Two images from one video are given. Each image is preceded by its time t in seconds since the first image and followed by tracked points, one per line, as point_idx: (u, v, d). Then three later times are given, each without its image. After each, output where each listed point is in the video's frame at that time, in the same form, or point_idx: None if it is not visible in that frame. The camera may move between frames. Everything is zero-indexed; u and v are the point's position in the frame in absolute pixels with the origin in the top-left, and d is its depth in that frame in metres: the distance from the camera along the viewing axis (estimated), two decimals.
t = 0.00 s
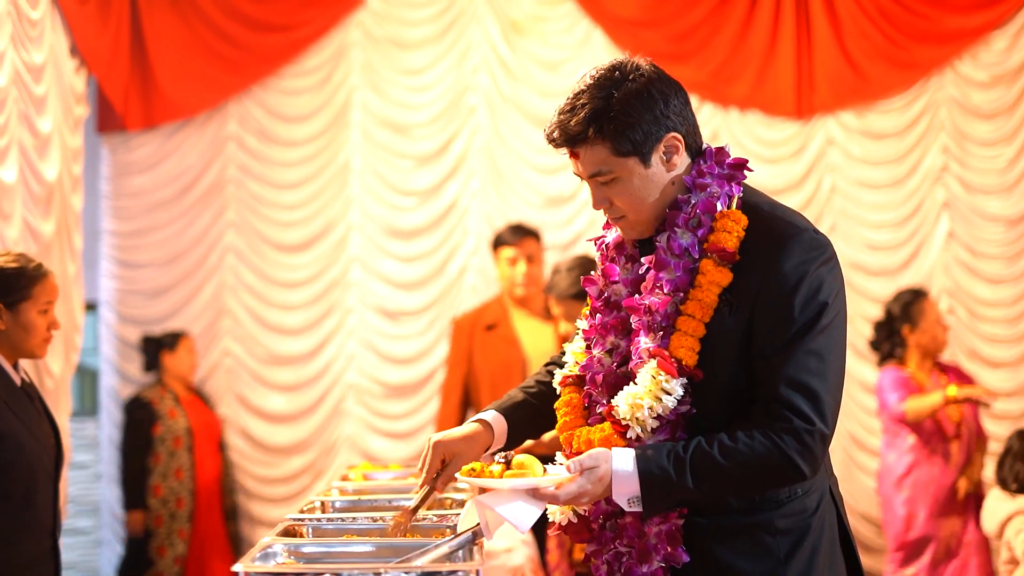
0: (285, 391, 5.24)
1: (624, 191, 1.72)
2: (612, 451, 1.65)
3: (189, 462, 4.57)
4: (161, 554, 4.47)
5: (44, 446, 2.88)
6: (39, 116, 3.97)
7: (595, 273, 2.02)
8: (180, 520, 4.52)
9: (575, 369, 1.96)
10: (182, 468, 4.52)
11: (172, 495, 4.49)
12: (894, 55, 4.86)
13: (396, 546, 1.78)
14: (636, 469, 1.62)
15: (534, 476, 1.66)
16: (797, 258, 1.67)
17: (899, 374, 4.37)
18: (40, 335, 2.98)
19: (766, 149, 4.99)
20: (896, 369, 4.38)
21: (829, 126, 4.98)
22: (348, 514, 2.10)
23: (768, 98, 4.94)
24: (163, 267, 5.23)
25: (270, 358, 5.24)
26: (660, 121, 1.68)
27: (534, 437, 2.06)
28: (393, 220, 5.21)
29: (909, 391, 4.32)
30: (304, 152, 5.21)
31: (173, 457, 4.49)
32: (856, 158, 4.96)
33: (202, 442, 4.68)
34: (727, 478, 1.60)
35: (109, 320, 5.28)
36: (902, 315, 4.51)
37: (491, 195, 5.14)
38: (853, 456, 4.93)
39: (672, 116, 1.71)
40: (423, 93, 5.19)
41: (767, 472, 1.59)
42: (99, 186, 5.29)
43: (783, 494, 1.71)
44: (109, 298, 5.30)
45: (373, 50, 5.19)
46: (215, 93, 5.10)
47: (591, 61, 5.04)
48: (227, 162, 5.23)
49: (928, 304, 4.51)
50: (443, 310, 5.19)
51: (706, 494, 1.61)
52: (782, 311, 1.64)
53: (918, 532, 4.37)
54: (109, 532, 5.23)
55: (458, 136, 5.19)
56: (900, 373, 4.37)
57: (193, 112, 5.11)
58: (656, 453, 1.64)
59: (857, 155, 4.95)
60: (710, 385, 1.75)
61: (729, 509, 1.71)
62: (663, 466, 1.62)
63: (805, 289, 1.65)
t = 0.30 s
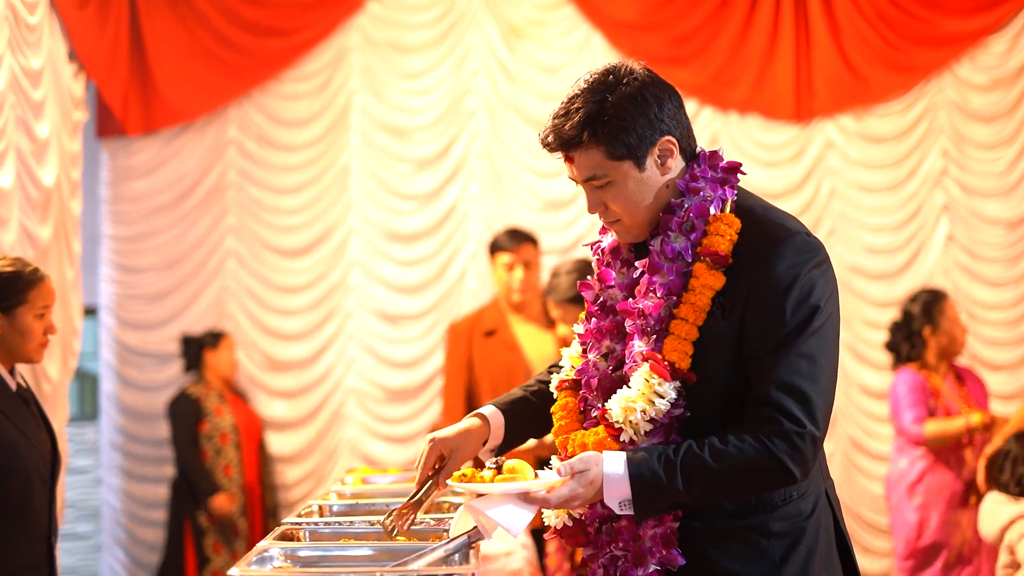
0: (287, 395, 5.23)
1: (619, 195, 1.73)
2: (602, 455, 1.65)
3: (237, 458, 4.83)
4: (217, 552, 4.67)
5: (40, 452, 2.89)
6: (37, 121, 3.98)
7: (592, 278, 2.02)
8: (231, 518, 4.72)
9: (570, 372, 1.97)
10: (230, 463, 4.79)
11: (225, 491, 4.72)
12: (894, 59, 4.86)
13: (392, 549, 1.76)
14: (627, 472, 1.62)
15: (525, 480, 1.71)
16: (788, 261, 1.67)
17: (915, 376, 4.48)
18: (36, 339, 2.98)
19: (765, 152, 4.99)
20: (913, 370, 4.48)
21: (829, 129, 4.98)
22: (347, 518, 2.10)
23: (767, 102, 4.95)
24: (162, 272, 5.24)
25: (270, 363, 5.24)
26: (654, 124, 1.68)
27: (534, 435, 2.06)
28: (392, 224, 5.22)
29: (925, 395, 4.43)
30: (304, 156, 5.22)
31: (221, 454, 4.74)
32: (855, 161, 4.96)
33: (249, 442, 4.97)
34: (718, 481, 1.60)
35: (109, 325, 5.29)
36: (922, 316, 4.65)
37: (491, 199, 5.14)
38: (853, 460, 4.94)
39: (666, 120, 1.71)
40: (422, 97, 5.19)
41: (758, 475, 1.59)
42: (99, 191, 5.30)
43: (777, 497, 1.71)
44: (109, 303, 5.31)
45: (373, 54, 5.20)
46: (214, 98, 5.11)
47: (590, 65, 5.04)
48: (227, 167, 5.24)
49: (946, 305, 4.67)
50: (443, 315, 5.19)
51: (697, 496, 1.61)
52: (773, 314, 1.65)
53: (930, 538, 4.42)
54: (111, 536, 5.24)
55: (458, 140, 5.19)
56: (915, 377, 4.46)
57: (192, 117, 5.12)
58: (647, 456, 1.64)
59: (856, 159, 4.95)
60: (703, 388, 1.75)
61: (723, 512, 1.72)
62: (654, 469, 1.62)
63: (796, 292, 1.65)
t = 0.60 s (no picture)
0: (287, 397, 5.23)
1: (608, 198, 1.73)
2: (592, 456, 1.65)
3: (252, 458, 4.75)
4: (224, 549, 4.61)
5: (35, 453, 2.89)
6: (32, 123, 3.99)
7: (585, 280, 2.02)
8: (241, 518, 4.65)
9: (563, 375, 1.98)
10: (245, 463, 4.70)
11: (237, 490, 4.65)
12: (891, 62, 4.87)
13: (386, 550, 1.77)
14: (617, 473, 1.63)
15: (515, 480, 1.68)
16: (779, 264, 1.68)
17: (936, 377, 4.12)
18: (31, 339, 2.99)
19: (762, 154, 4.99)
20: (934, 372, 4.11)
21: (826, 131, 4.98)
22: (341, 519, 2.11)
23: (765, 103, 4.94)
24: (160, 273, 5.24)
25: (269, 364, 5.23)
26: (642, 127, 1.69)
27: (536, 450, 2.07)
28: (390, 226, 5.22)
29: (945, 397, 4.09)
30: (303, 157, 5.22)
31: (236, 452, 4.67)
32: (853, 163, 4.96)
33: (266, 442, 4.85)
34: (707, 483, 1.61)
35: (107, 326, 5.29)
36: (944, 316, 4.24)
37: (489, 201, 5.15)
38: (850, 462, 4.95)
39: (655, 122, 1.71)
40: (420, 99, 5.20)
41: (748, 477, 1.60)
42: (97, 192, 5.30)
43: (770, 498, 1.71)
44: (106, 304, 5.31)
45: (371, 56, 5.21)
46: (212, 99, 5.11)
47: (588, 67, 5.05)
48: (225, 168, 5.24)
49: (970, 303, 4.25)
50: (441, 316, 5.20)
51: (687, 498, 1.62)
52: (763, 317, 1.65)
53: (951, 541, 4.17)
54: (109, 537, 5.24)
55: (456, 142, 5.19)
56: (936, 378, 4.10)
57: (190, 119, 5.12)
58: (637, 458, 1.65)
59: (853, 161, 4.96)
60: (695, 390, 1.75)
61: (716, 513, 1.72)
62: (643, 470, 1.63)
63: (787, 294, 1.65)
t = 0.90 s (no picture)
0: (286, 400, 5.22)
1: (604, 201, 1.74)
2: (588, 460, 1.66)
3: (255, 459, 4.75)
4: (228, 549, 4.63)
5: (33, 454, 2.89)
6: (30, 126, 4.00)
7: (582, 283, 2.02)
8: (241, 520, 4.64)
9: (559, 378, 1.98)
10: (248, 464, 4.71)
11: (238, 491, 4.65)
12: (891, 65, 4.87)
13: (384, 553, 1.77)
14: (613, 476, 1.64)
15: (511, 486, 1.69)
16: (774, 267, 1.68)
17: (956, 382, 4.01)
18: (29, 340, 2.99)
19: (761, 157, 4.98)
20: (954, 376, 4.01)
21: (826, 135, 4.98)
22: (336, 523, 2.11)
23: (765, 107, 4.94)
24: (160, 276, 5.25)
25: (268, 367, 5.23)
26: (637, 131, 1.69)
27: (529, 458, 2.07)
28: (390, 229, 5.22)
29: (965, 401, 3.97)
30: (303, 160, 5.22)
31: (241, 453, 4.67)
32: (852, 167, 4.97)
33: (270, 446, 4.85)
34: (703, 486, 1.61)
35: (106, 329, 5.29)
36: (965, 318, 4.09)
37: (488, 204, 5.15)
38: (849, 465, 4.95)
39: (650, 127, 1.72)
40: (420, 102, 5.20)
41: (743, 481, 1.60)
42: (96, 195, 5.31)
43: (767, 501, 1.71)
44: (106, 307, 5.31)
45: (370, 59, 5.21)
46: (211, 102, 5.11)
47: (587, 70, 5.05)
48: (224, 171, 5.25)
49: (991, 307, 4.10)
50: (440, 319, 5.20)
51: (682, 501, 1.62)
52: (759, 320, 1.65)
53: (968, 546, 4.02)
54: (109, 539, 5.24)
55: (455, 145, 5.20)
56: (957, 382, 3.99)
57: (190, 122, 5.13)
58: (633, 461, 1.65)
59: (852, 164, 4.96)
60: (690, 393, 1.75)
61: (712, 516, 1.72)
62: (639, 474, 1.63)
63: (782, 298, 1.65)
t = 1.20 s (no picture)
0: (286, 400, 5.23)
1: (602, 201, 1.74)
2: (580, 458, 1.66)
3: (253, 459, 4.75)
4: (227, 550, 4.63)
5: (33, 453, 2.90)
6: (29, 126, 4.00)
7: (579, 282, 2.03)
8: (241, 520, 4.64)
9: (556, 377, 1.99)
10: (247, 464, 4.70)
11: (238, 491, 4.65)
12: (891, 66, 4.88)
13: (382, 552, 1.77)
14: (604, 475, 1.63)
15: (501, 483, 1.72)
16: (770, 267, 1.68)
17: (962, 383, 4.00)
18: (27, 340, 3.00)
19: (761, 158, 4.98)
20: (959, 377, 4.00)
21: (826, 136, 4.98)
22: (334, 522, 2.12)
23: (764, 108, 4.94)
24: (160, 276, 5.25)
25: (268, 367, 5.23)
26: (636, 132, 1.70)
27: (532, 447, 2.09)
28: (390, 229, 5.23)
29: (970, 401, 3.96)
30: (303, 160, 5.23)
31: (238, 454, 4.67)
32: (852, 167, 4.97)
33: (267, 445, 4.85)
34: (694, 485, 1.61)
35: (106, 328, 5.30)
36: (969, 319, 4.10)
37: (489, 204, 5.16)
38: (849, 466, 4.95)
39: (648, 127, 1.72)
40: (420, 102, 5.21)
41: (735, 480, 1.60)
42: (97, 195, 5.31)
43: (762, 502, 1.71)
44: (106, 306, 5.32)
45: (371, 59, 5.21)
46: (211, 102, 5.12)
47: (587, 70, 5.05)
48: (225, 171, 5.25)
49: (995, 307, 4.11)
50: (440, 319, 5.20)
51: (674, 500, 1.62)
52: (753, 320, 1.66)
53: (973, 546, 4.01)
54: (108, 538, 5.25)
55: (455, 145, 5.20)
56: (962, 383, 3.98)
57: (190, 122, 5.13)
58: (624, 460, 1.64)
59: (852, 164, 4.96)
60: (686, 393, 1.76)
61: (707, 516, 1.73)
62: (631, 472, 1.63)
63: (777, 298, 1.65)
